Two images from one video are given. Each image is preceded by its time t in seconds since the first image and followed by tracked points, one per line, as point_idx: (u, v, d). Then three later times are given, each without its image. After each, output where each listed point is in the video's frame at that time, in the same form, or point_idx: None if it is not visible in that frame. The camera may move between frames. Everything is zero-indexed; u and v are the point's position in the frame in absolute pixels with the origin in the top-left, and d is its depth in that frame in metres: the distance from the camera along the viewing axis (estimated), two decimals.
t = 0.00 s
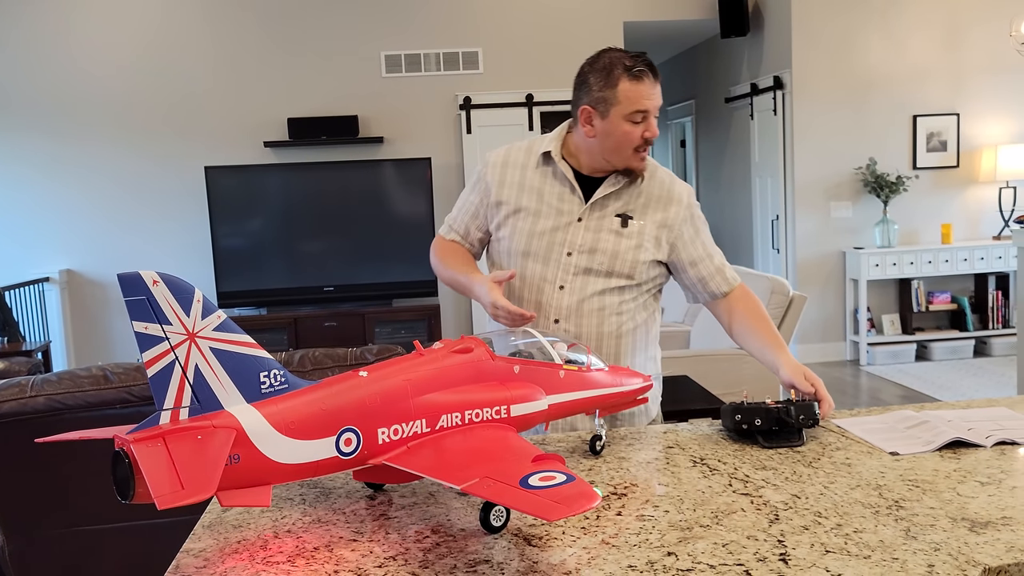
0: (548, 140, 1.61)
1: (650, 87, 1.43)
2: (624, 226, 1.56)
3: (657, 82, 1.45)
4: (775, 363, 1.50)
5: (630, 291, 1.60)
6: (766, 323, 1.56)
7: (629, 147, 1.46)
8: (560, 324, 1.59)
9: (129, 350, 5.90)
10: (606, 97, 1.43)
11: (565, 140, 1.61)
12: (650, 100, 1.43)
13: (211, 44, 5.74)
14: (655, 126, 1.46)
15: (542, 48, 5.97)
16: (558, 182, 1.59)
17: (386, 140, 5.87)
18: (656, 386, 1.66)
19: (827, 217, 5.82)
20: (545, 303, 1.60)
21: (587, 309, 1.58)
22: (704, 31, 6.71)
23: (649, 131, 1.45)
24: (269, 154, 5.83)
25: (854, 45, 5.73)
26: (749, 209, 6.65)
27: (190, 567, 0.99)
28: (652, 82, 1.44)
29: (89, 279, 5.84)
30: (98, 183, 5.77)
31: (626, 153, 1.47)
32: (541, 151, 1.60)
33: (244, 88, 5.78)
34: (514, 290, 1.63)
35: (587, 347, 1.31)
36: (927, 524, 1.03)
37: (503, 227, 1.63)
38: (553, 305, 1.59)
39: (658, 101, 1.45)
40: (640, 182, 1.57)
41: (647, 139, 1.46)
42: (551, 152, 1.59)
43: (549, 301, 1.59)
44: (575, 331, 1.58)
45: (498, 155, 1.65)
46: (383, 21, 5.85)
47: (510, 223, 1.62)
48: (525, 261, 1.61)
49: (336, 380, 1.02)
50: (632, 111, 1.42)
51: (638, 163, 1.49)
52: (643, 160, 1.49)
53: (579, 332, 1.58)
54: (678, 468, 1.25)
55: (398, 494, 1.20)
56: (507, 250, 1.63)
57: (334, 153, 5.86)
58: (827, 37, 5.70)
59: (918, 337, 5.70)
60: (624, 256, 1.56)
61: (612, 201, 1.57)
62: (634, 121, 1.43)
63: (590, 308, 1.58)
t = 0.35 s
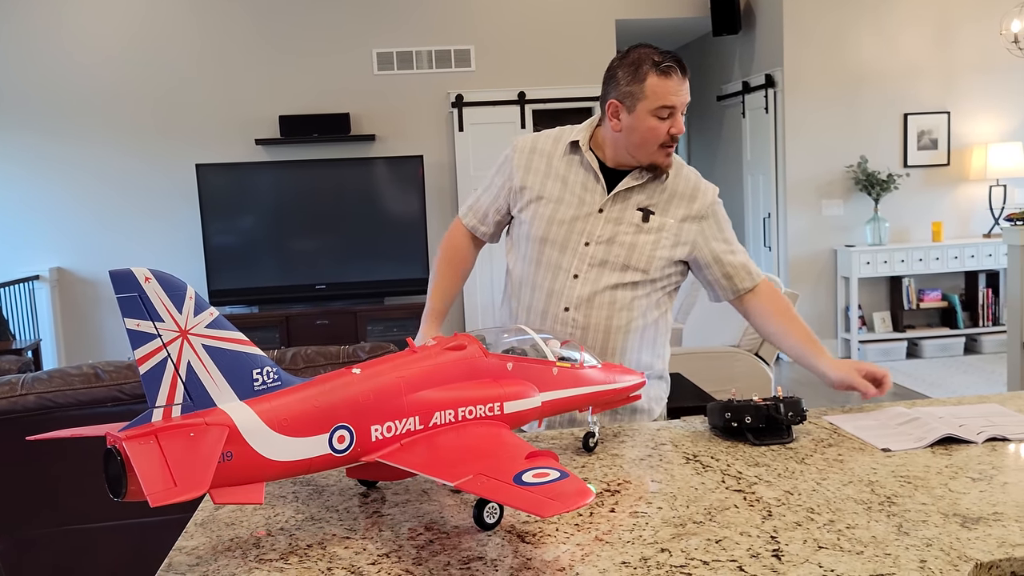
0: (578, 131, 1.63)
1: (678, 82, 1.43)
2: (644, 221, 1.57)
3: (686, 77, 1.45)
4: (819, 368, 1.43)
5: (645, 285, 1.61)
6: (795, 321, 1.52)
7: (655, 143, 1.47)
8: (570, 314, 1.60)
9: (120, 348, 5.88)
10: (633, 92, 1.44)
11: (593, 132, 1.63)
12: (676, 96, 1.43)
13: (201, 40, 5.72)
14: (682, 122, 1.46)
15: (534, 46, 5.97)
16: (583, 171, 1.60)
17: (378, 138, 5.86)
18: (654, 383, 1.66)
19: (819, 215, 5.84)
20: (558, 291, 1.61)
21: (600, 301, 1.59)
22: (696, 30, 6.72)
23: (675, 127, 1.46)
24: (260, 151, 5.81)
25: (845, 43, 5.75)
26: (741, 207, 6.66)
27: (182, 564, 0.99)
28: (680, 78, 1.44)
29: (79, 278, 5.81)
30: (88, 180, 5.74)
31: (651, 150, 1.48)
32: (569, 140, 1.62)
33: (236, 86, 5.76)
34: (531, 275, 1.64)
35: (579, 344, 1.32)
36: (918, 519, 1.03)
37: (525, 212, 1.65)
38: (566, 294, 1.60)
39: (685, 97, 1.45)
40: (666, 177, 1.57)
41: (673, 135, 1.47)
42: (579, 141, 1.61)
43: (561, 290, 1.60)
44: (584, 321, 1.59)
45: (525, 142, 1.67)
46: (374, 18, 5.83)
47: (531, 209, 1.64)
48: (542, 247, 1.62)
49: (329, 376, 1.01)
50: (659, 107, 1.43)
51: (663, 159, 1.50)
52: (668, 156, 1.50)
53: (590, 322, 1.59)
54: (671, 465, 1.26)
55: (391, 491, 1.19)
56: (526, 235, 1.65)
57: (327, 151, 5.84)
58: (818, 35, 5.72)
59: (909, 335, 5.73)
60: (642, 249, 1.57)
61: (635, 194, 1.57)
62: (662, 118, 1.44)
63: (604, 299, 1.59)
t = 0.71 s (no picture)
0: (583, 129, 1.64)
1: (678, 78, 1.43)
2: (652, 218, 1.57)
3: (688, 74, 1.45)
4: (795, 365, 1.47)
5: (653, 282, 1.61)
6: (792, 326, 1.53)
7: (651, 137, 1.48)
8: (579, 310, 1.60)
9: (115, 347, 5.86)
10: (634, 84, 1.45)
11: (598, 129, 1.64)
12: (675, 91, 1.43)
13: (196, 38, 5.71)
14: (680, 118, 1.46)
15: (529, 44, 5.97)
16: (590, 168, 1.61)
17: (374, 136, 5.86)
18: (654, 381, 1.66)
19: (815, 214, 5.85)
20: (568, 288, 1.61)
21: (611, 297, 1.58)
22: (691, 28, 6.73)
23: (673, 123, 1.46)
24: (256, 149, 5.80)
25: (841, 42, 5.76)
26: (736, 205, 6.67)
27: (180, 562, 0.99)
28: (682, 74, 1.44)
29: (74, 276, 5.79)
30: (83, 178, 5.72)
31: (648, 143, 1.49)
32: (575, 138, 1.63)
33: (231, 83, 5.75)
34: (540, 273, 1.64)
35: (576, 342, 1.32)
36: (914, 516, 1.04)
37: (532, 208, 1.65)
38: (575, 290, 1.60)
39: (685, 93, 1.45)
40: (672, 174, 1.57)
41: (670, 131, 1.47)
42: (585, 139, 1.62)
43: (571, 287, 1.60)
44: (593, 318, 1.59)
45: (531, 142, 1.68)
46: (370, 16, 5.83)
47: (538, 207, 1.64)
48: (550, 244, 1.62)
49: (326, 375, 1.01)
50: (657, 101, 1.44)
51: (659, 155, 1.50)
52: (664, 152, 1.50)
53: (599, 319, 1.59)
54: (668, 462, 1.26)
55: (388, 489, 1.20)
56: (533, 232, 1.65)
57: (322, 149, 5.83)
58: (813, 34, 5.73)
59: (904, 333, 5.75)
60: (650, 246, 1.57)
61: (642, 191, 1.58)
62: (659, 112, 1.44)
63: (613, 296, 1.58)
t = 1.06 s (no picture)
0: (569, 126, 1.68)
1: (609, 44, 1.47)
2: (638, 209, 1.58)
3: (628, 43, 1.48)
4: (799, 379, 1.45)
5: (643, 276, 1.61)
6: (790, 323, 1.51)
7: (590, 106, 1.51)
8: (569, 305, 1.60)
9: (114, 344, 5.86)
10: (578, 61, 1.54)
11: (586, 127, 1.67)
12: (604, 56, 1.47)
13: (195, 35, 5.70)
14: (615, 85, 1.48)
15: (529, 41, 5.97)
16: (576, 163, 1.63)
17: (373, 134, 5.86)
18: (654, 379, 1.65)
19: (814, 211, 5.85)
20: (558, 284, 1.61)
21: (600, 291, 1.59)
22: (690, 26, 6.73)
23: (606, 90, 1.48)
24: (255, 147, 5.80)
25: (840, 40, 5.76)
26: (735, 203, 6.68)
27: (181, 558, 0.99)
28: (616, 42, 1.47)
29: (73, 274, 5.79)
30: (82, 175, 5.72)
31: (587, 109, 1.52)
32: (562, 135, 1.66)
33: (230, 81, 5.75)
34: (531, 271, 1.65)
35: (575, 339, 1.33)
36: (913, 513, 1.04)
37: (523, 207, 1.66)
38: (565, 285, 1.60)
39: (620, 60, 1.46)
40: (658, 162, 1.60)
41: (607, 98, 1.48)
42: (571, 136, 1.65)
43: (560, 282, 1.61)
44: (584, 313, 1.60)
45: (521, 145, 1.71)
46: (369, 13, 5.82)
47: (529, 204, 1.65)
48: (540, 241, 1.63)
49: (327, 370, 1.02)
50: (589, 68, 1.49)
51: (602, 126, 1.51)
52: (607, 122, 1.50)
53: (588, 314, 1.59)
54: (666, 459, 1.26)
55: (388, 486, 1.20)
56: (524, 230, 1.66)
57: (321, 147, 5.83)
58: (812, 32, 5.73)
59: (903, 331, 5.75)
60: (638, 237, 1.58)
61: (627, 182, 1.60)
62: (591, 79, 1.49)
63: (603, 289, 1.59)
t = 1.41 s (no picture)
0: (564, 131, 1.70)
1: (595, 48, 1.47)
2: (630, 207, 1.59)
3: (613, 46, 1.48)
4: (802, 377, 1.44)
5: (636, 275, 1.62)
6: (789, 322, 1.50)
7: (580, 109, 1.52)
8: (560, 304, 1.61)
9: (115, 344, 5.87)
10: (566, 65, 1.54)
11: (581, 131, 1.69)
12: (590, 60, 1.47)
13: (196, 36, 5.71)
14: (603, 88, 1.48)
15: (529, 42, 5.97)
16: (569, 165, 1.65)
17: (374, 134, 5.86)
18: (650, 380, 1.66)
19: (813, 213, 5.86)
20: (548, 283, 1.62)
21: (590, 289, 1.60)
22: (691, 27, 6.73)
23: (595, 93, 1.48)
24: (256, 147, 5.81)
25: (839, 42, 5.77)
26: (735, 204, 6.68)
27: (182, 556, 1.00)
28: (600, 45, 1.47)
29: (74, 274, 5.80)
30: (83, 175, 5.73)
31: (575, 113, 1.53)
32: (556, 140, 1.68)
33: (230, 81, 5.76)
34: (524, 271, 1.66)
35: (575, 340, 1.33)
36: (910, 512, 1.05)
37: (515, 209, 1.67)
38: (556, 285, 1.61)
39: (607, 62, 1.47)
40: (650, 162, 1.61)
41: (596, 101, 1.49)
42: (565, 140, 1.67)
43: (551, 281, 1.62)
44: (575, 311, 1.61)
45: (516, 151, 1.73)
46: (370, 14, 5.83)
47: (522, 205, 1.66)
48: (533, 240, 1.65)
49: (328, 369, 1.02)
50: (577, 72, 1.49)
51: (592, 128, 1.51)
52: (596, 124, 1.51)
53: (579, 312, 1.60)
54: (665, 459, 1.27)
55: (388, 484, 1.21)
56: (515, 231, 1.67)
57: (322, 147, 5.84)
58: (812, 34, 5.74)
59: (903, 332, 5.76)
60: (629, 236, 1.59)
61: (618, 182, 1.61)
62: (578, 82, 1.49)
63: (595, 288, 1.60)
